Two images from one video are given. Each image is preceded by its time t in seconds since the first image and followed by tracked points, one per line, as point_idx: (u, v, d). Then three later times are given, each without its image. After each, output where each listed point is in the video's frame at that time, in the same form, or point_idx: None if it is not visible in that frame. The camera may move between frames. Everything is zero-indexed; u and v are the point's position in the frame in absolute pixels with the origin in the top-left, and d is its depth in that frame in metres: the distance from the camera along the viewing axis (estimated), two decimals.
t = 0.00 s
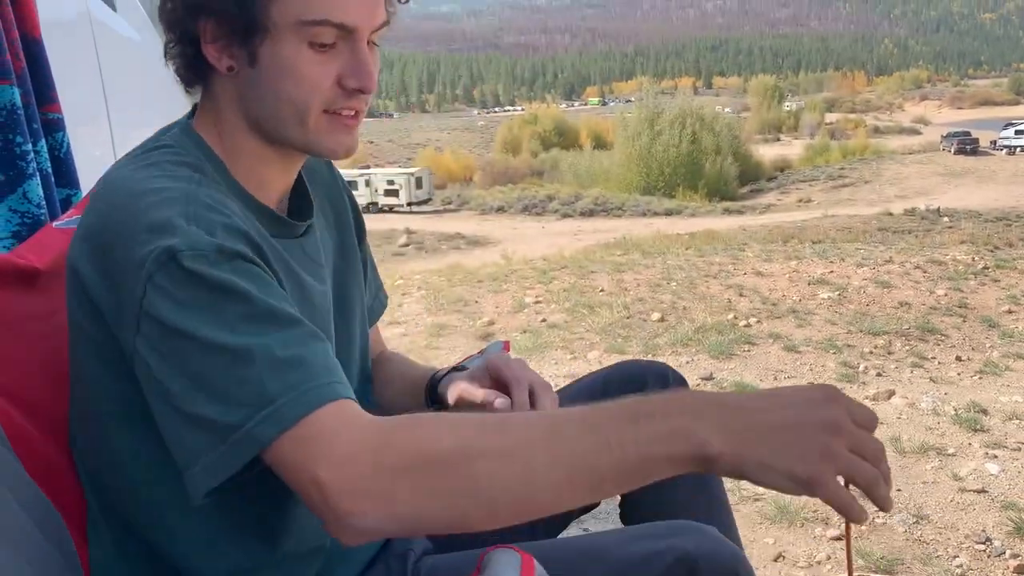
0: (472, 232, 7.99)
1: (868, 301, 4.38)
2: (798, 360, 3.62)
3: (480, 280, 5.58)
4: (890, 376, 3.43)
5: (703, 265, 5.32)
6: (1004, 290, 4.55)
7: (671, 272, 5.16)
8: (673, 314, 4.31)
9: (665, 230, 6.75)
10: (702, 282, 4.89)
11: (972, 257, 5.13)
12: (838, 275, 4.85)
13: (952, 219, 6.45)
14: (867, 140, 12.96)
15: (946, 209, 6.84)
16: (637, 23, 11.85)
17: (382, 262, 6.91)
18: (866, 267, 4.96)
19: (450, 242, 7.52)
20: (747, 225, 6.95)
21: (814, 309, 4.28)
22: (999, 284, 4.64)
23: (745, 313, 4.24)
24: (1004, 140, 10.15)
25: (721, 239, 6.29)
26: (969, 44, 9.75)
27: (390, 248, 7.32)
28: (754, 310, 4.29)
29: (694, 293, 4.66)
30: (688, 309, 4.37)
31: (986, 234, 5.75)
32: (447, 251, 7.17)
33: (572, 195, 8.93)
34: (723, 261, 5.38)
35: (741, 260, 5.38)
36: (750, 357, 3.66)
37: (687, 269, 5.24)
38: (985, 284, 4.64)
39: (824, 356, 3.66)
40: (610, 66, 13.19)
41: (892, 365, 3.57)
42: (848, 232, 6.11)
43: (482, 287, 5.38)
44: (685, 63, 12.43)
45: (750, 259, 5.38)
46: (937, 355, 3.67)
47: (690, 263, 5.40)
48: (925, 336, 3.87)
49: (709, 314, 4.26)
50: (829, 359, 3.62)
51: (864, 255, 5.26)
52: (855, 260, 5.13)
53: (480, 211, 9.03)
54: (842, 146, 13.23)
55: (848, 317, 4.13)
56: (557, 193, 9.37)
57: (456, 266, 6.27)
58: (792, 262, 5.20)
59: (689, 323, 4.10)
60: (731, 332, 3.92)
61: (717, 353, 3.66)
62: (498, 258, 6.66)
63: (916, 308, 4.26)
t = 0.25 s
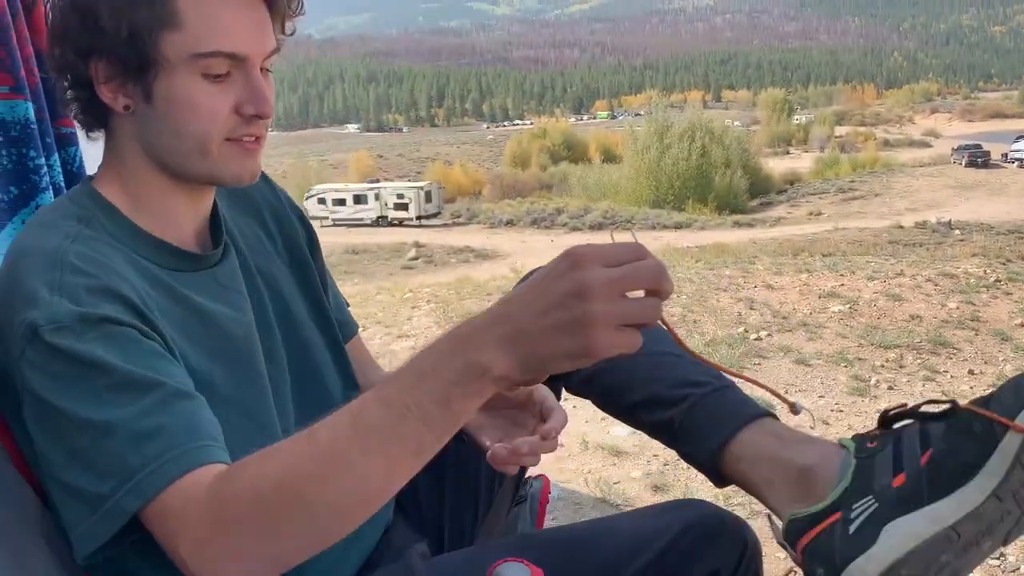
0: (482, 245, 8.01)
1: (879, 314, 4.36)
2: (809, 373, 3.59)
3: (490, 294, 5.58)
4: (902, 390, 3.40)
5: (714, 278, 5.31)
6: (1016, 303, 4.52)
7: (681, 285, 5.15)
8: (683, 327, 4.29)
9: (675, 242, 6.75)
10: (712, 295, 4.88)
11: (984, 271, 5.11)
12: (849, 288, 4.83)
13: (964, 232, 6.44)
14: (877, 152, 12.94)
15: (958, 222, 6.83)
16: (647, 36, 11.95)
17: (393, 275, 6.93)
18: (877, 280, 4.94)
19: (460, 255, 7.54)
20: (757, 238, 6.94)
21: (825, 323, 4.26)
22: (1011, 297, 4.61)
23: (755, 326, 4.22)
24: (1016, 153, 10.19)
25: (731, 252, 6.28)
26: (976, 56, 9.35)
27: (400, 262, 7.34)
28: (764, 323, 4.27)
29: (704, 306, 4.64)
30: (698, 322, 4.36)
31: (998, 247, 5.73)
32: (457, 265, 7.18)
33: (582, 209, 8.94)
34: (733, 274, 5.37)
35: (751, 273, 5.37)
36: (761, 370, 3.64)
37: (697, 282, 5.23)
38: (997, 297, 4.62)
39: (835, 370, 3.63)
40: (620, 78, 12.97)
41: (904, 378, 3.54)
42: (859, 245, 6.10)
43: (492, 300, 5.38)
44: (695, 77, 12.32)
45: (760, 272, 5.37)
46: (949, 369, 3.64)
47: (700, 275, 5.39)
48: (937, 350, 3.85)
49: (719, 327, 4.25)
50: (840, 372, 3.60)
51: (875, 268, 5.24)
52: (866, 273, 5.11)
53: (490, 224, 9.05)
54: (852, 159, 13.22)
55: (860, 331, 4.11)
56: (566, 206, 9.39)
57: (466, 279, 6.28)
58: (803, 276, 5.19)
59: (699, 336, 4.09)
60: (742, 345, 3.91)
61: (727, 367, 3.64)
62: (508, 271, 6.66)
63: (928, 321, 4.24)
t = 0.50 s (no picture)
0: (489, 253, 8.03)
1: (888, 323, 4.34)
2: (818, 383, 3.56)
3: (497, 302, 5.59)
4: (911, 399, 3.38)
5: (722, 286, 5.30)
6: None
7: (689, 293, 5.14)
8: (690, 336, 4.27)
9: (683, 251, 6.75)
10: (721, 304, 4.86)
11: (993, 278, 5.09)
12: (858, 297, 4.82)
13: (973, 240, 6.44)
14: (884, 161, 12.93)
15: (966, 230, 6.83)
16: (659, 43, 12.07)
17: (400, 283, 6.94)
18: (886, 288, 4.92)
19: (467, 264, 7.55)
20: (765, 246, 6.94)
21: (833, 331, 4.24)
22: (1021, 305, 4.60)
23: (763, 335, 4.20)
24: None
25: (739, 260, 6.27)
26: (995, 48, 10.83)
27: (408, 270, 7.35)
28: (772, 332, 4.25)
29: (711, 314, 4.62)
30: (706, 330, 4.34)
31: (1007, 255, 5.72)
32: (465, 273, 7.19)
33: (590, 217, 8.95)
34: (741, 283, 5.36)
35: (759, 281, 5.36)
36: (769, 379, 3.61)
37: (705, 290, 5.22)
38: (1007, 306, 4.60)
39: (844, 379, 3.60)
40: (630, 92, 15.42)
41: (914, 388, 3.51)
42: (868, 253, 6.09)
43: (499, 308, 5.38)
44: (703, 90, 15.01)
45: (768, 281, 5.36)
46: (959, 378, 3.61)
47: (708, 284, 5.38)
48: (946, 358, 3.83)
49: (727, 336, 4.22)
50: (849, 381, 3.57)
51: (883, 277, 5.23)
52: (875, 281, 5.10)
53: (497, 232, 9.07)
54: (861, 167, 13.20)
55: (869, 339, 4.08)
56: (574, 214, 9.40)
57: (473, 288, 6.28)
58: (811, 284, 5.18)
59: (706, 345, 4.06)
60: (749, 354, 3.88)
61: (736, 376, 3.61)
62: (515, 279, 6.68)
63: (937, 330, 4.22)
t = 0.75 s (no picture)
0: (495, 260, 8.03)
1: (895, 329, 4.33)
2: (824, 389, 3.56)
3: (503, 308, 5.59)
4: (918, 406, 3.37)
5: (727, 293, 5.30)
6: None
7: (695, 300, 5.14)
8: (696, 342, 4.27)
9: (688, 257, 6.74)
10: (727, 310, 4.85)
11: (1000, 285, 5.08)
12: (864, 303, 4.81)
13: (979, 246, 6.42)
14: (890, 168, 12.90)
15: (973, 237, 6.81)
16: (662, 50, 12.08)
17: (406, 290, 6.95)
18: (892, 294, 4.91)
19: (473, 270, 7.56)
20: (771, 253, 6.93)
21: (840, 338, 4.23)
22: None
23: (770, 342, 4.19)
24: None
25: (745, 266, 6.26)
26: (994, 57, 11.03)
27: (413, 277, 7.36)
28: (778, 339, 4.24)
29: (717, 321, 4.62)
30: (712, 337, 4.33)
31: (1014, 261, 5.70)
32: (470, 279, 7.20)
33: (595, 224, 8.95)
34: (747, 289, 5.36)
35: (765, 288, 5.36)
36: (776, 386, 3.61)
37: (711, 296, 5.22)
38: (1014, 312, 4.59)
39: (851, 385, 3.60)
40: (636, 96, 15.64)
41: (921, 394, 3.50)
42: (874, 259, 6.08)
43: (505, 315, 5.38)
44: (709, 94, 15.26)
45: (774, 288, 5.35)
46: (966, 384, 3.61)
47: (714, 290, 5.38)
48: (953, 365, 3.82)
49: (733, 342, 4.22)
50: (855, 388, 3.57)
51: (890, 283, 5.22)
52: (881, 288, 5.09)
53: (502, 239, 9.08)
54: (867, 174, 13.16)
55: (875, 346, 4.08)
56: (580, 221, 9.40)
57: (479, 294, 6.29)
58: (817, 290, 5.17)
59: (712, 351, 4.06)
60: (756, 361, 3.88)
61: (742, 383, 3.61)
62: (521, 286, 6.68)
63: (944, 336, 4.21)
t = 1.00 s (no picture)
0: (497, 263, 8.03)
1: (898, 333, 4.32)
2: (828, 394, 3.55)
3: (505, 312, 5.59)
4: (922, 410, 3.36)
5: (730, 296, 5.29)
6: None
7: (698, 303, 5.13)
8: (700, 346, 4.26)
9: (692, 261, 6.73)
10: (730, 315, 4.84)
11: (1004, 289, 5.07)
12: (867, 307, 4.80)
13: (983, 251, 6.41)
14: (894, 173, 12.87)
15: (977, 241, 6.79)
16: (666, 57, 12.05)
17: (408, 294, 6.94)
18: (896, 298, 4.90)
19: (475, 274, 7.56)
20: (775, 257, 6.92)
21: (844, 342, 4.23)
22: None
23: (773, 346, 4.19)
24: None
25: (748, 270, 6.25)
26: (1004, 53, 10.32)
27: (415, 281, 7.35)
28: (782, 343, 4.23)
29: (720, 324, 4.62)
30: (715, 341, 4.33)
31: (1019, 265, 5.69)
32: (473, 283, 7.20)
33: (598, 227, 8.95)
34: (750, 293, 5.35)
35: (769, 292, 5.35)
36: (779, 390, 3.60)
37: (714, 300, 5.21)
38: (1019, 316, 4.57)
39: (855, 389, 3.59)
40: (637, 100, 15.73)
41: (925, 399, 3.49)
42: (878, 263, 6.07)
43: (508, 319, 5.38)
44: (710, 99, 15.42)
45: (778, 292, 5.34)
46: (971, 389, 3.60)
47: (717, 294, 5.38)
48: (957, 369, 3.81)
49: (737, 346, 4.22)
50: (859, 392, 3.56)
51: (894, 287, 5.21)
52: (885, 292, 5.08)
53: (505, 243, 9.07)
54: (870, 178, 13.14)
55: (879, 350, 4.07)
56: (583, 224, 9.39)
57: (481, 298, 6.28)
58: (820, 294, 5.16)
59: (716, 355, 4.06)
60: (759, 364, 3.87)
61: (746, 387, 3.60)
62: (523, 290, 6.67)
63: (948, 341, 4.20)
